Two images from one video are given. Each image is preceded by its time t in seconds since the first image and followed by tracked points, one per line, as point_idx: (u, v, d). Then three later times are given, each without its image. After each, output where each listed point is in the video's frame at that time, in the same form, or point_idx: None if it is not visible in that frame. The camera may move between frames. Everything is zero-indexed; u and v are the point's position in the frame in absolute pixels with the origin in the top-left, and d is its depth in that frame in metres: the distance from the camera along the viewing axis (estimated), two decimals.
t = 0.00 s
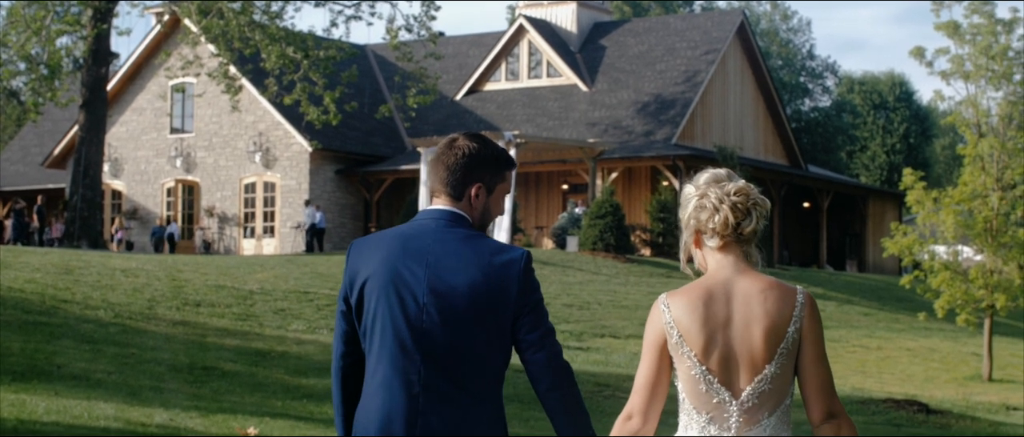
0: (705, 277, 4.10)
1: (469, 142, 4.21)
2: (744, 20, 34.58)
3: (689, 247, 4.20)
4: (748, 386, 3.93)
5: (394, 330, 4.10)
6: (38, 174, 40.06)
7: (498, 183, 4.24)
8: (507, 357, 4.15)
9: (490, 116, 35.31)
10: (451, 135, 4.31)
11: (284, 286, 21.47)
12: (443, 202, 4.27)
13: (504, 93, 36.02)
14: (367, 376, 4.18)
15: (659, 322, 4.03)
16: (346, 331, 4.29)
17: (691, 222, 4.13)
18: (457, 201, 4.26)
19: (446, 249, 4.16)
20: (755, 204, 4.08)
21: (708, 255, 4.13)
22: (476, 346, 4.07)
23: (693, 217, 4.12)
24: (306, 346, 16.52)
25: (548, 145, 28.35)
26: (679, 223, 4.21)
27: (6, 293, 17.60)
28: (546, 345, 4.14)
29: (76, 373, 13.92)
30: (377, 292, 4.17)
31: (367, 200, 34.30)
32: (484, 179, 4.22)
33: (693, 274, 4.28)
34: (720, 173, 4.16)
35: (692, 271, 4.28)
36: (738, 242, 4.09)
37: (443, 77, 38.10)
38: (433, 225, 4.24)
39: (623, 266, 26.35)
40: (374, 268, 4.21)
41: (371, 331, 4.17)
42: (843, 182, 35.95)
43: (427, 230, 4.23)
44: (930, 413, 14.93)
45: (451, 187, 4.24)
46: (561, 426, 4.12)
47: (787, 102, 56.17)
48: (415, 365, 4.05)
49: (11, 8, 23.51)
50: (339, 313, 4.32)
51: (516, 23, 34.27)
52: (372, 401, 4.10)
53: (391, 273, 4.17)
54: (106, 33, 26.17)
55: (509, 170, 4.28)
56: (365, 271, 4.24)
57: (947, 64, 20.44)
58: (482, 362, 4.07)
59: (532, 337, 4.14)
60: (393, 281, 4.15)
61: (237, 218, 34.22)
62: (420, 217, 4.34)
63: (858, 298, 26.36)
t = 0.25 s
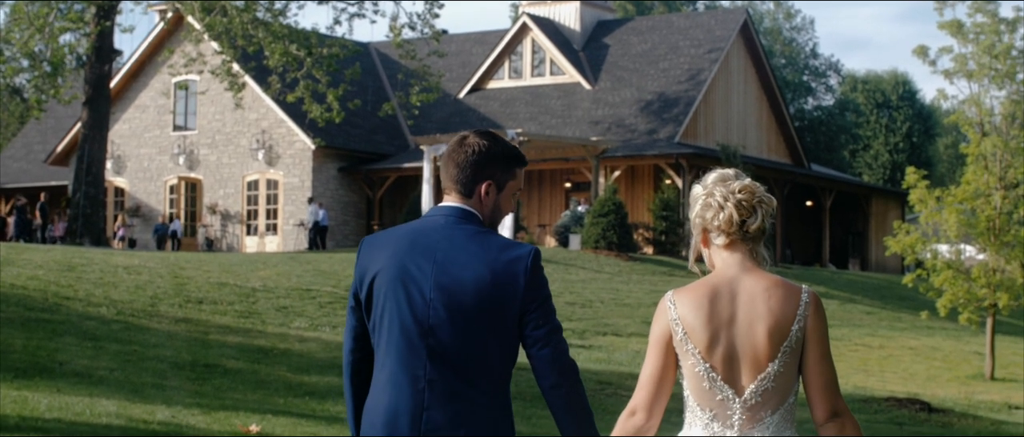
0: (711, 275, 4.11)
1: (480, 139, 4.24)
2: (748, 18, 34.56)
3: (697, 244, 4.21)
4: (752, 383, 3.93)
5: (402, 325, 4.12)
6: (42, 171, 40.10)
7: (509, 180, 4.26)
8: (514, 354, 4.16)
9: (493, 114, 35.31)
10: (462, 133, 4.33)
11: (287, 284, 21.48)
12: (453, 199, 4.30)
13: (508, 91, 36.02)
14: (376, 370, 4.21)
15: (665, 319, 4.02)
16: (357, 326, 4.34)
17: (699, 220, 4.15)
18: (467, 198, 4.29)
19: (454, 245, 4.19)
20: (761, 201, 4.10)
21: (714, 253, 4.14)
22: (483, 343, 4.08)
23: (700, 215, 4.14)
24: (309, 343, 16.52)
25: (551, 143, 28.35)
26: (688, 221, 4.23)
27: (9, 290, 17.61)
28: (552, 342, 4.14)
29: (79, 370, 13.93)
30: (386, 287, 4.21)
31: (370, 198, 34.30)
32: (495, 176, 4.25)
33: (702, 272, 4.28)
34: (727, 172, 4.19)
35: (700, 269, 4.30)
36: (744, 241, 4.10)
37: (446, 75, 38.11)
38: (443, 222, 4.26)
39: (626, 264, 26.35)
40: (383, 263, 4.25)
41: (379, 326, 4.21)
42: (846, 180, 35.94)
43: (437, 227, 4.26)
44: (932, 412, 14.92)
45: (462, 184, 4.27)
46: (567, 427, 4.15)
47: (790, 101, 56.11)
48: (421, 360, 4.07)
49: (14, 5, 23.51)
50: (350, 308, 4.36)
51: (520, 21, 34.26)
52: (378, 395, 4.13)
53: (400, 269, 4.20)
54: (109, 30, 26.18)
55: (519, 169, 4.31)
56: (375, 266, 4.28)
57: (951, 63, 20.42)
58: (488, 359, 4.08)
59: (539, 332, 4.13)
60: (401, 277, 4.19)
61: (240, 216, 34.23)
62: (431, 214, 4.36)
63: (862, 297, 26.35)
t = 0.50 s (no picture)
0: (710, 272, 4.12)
1: (481, 136, 4.24)
2: (745, 15, 34.55)
3: (696, 242, 4.22)
4: (749, 379, 3.94)
5: (400, 318, 4.15)
6: (37, 167, 40.06)
7: (511, 177, 4.27)
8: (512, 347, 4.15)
9: (489, 111, 35.31)
10: (463, 130, 4.33)
11: (282, 280, 21.47)
12: (455, 195, 4.31)
13: (504, 88, 36.01)
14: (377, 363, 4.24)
15: (663, 314, 4.04)
16: (360, 319, 4.36)
17: (697, 217, 4.16)
18: (468, 194, 4.29)
19: (453, 240, 4.20)
20: (758, 198, 4.10)
21: (713, 250, 4.15)
22: (481, 338, 4.09)
23: (699, 212, 4.14)
24: (303, 339, 16.51)
25: (547, 139, 28.33)
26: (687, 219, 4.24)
27: (4, 286, 17.59)
28: (548, 337, 4.11)
29: (74, 366, 13.93)
30: (386, 282, 4.23)
31: (366, 194, 34.31)
32: (496, 172, 4.25)
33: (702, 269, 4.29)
34: (726, 171, 4.19)
35: (699, 266, 4.30)
36: (743, 237, 4.11)
37: (442, 72, 38.11)
38: (444, 216, 4.27)
39: (622, 260, 26.37)
40: (384, 257, 4.28)
41: (380, 320, 4.23)
42: (842, 178, 35.96)
43: (437, 221, 4.28)
44: (927, 409, 14.94)
45: (464, 180, 4.27)
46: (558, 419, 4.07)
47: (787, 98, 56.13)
48: (418, 354, 4.09)
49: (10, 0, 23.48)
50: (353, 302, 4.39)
51: (516, 18, 34.23)
52: (378, 387, 4.15)
53: (399, 263, 4.22)
54: (105, 25, 26.16)
55: (521, 165, 4.31)
56: (376, 261, 4.31)
57: (948, 60, 20.42)
58: (487, 352, 4.09)
59: (535, 328, 4.10)
60: (401, 272, 4.21)
61: (236, 212, 34.22)
62: (433, 210, 4.38)
63: (857, 294, 26.40)
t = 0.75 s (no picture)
0: (705, 264, 4.11)
1: (480, 127, 4.25)
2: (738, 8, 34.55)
3: (692, 234, 4.21)
4: (740, 371, 3.94)
5: (394, 307, 4.14)
6: (29, 157, 39.96)
7: (508, 169, 4.26)
8: (505, 338, 4.14)
9: (482, 102, 35.28)
10: (461, 123, 4.34)
11: (274, 271, 21.44)
12: (453, 186, 4.31)
13: (497, 80, 35.98)
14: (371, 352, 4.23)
15: (657, 306, 4.03)
16: (356, 310, 4.36)
17: (692, 211, 4.15)
18: (466, 185, 4.29)
19: (449, 230, 4.20)
20: (752, 191, 4.08)
21: (709, 243, 4.14)
22: (473, 327, 4.07)
23: (694, 206, 4.13)
24: (295, 330, 16.49)
25: (539, 131, 28.33)
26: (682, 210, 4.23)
27: None
28: (540, 327, 4.09)
29: (65, 356, 13.90)
30: (381, 271, 4.23)
31: (359, 185, 34.29)
32: (493, 163, 4.25)
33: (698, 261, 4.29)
34: (722, 164, 4.17)
35: (695, 259, 4.30)
36: (738, 231, 4.10)
37: (435, 63, 38.07)
38: (441, 207, 4.27)
39: (614, 252, 26.38)
40: (379, 247, 4.28)
41: (375, 310, 4.22)
42: (834, 170, 36.01)
43: (432, 213, 4.28)
44: (918, 401, 14.98)
45: (461, 171, 4.28)
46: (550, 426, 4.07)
47: (780, 91, 56.15)
48: (411, 342, 4.07)
49: None
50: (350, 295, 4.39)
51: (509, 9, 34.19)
52: (371, 376, 4.14)
53: (395, 253, 4.22)
54: (98, 16, 26.09)
55: (519, 158, 4.31)
56: (372, 251, 4.31)
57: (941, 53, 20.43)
58: (480, 342, 4.07)
59: (527, 318, 4.08)
60: (396, 261, 4.21)
61: (228, 203, 34.15)
62: (430, 202, 4.38)
63: (849, 286, 26.48)
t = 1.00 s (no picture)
0: (689, 255, 4.08)
1: (469, 117, 4.24)
2: None
3: (677, 225, 4.18)
4: (724, 360, 3.94)
5: (381, 293, 4.14)
6: (13, 146, 39.77)
7: (498, 158, 4.27)
8: (490, 326, 4.14)
9: (467, 91, 35.24)
10: (449, 113, 4.32)
11: (259, 259, 21.40)
12: (442, 175, 4.30)
13: (482, 68, 35.93)
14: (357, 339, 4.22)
15: (642, 294, 3.99)
16: (343, 299, 4.34)
17: (678, 201, 4.12)
18: (454, 174, 4.29)
19: (436, 218, 4.19)
20: (739, 184, 4.07)
21: (694, 233, 4.12)
22: (459, 314, 4.07)
23: (680, 198, 4.11)
24: (280, 318, 16.46)
25: (525, 119, 28.31)
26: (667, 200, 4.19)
27: None
28: (524, 314, 4.11)
29: (49, 344, 13.85)
30: (368, 258, 4.22)
31: (344, 173, 34.24)
32: (483, 152, 4.24)
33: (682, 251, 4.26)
34: (708, 155, 4.14)
35: (678, 248, 4.28)
36: (723, 221, 4.08)
37: (420, 52, 38.00)
38: (429, 196, 4.26)
39: (599, 241, 26.40)
40: (367, 234, 4.27)
41: (362, 295, 4.22)
42: (819, 159, 36.08)
43: (421, 201, 4.27)
44: (902, 390, 15.04)
45: (451, 160, 4.27)
46: (530, 411, 4.12)
47: (765, 80, 56.22)
48: (397, 328, 4.07)
49: None
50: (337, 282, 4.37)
51: None
52: (357, 362, 4.13)
53: (382, 240, 4.21)
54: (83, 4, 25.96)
55: (509, 147, 4.31)
56: (359, 238, 4.30)
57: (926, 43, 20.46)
58: (465, 330, 4.07)
59: (512, 305, 4.10)
60: (383, 247, 4.20)
61: (213, 191, 34.10)
62: (417, 191, 4.37)
63: (833, 274, 26.58)
